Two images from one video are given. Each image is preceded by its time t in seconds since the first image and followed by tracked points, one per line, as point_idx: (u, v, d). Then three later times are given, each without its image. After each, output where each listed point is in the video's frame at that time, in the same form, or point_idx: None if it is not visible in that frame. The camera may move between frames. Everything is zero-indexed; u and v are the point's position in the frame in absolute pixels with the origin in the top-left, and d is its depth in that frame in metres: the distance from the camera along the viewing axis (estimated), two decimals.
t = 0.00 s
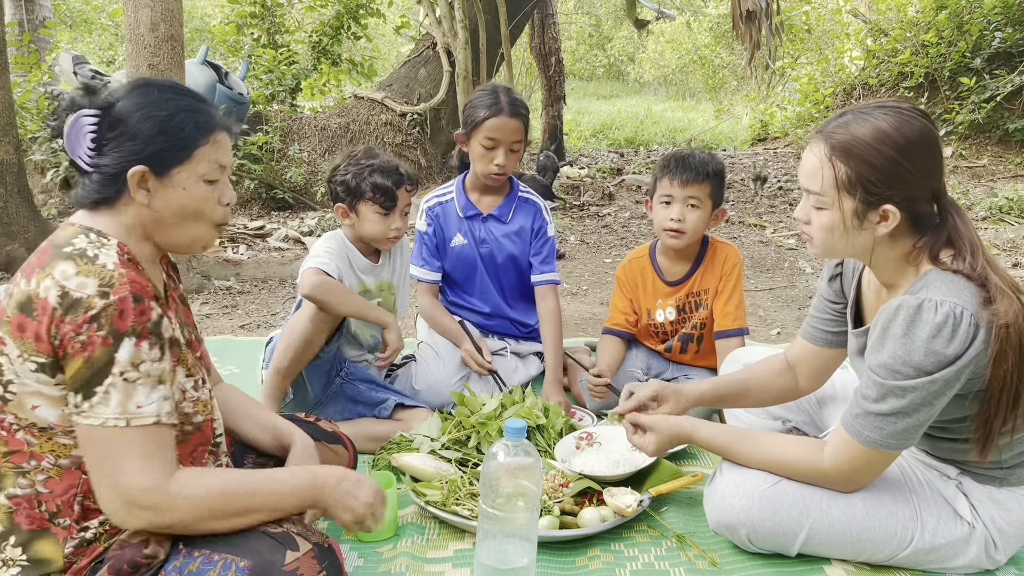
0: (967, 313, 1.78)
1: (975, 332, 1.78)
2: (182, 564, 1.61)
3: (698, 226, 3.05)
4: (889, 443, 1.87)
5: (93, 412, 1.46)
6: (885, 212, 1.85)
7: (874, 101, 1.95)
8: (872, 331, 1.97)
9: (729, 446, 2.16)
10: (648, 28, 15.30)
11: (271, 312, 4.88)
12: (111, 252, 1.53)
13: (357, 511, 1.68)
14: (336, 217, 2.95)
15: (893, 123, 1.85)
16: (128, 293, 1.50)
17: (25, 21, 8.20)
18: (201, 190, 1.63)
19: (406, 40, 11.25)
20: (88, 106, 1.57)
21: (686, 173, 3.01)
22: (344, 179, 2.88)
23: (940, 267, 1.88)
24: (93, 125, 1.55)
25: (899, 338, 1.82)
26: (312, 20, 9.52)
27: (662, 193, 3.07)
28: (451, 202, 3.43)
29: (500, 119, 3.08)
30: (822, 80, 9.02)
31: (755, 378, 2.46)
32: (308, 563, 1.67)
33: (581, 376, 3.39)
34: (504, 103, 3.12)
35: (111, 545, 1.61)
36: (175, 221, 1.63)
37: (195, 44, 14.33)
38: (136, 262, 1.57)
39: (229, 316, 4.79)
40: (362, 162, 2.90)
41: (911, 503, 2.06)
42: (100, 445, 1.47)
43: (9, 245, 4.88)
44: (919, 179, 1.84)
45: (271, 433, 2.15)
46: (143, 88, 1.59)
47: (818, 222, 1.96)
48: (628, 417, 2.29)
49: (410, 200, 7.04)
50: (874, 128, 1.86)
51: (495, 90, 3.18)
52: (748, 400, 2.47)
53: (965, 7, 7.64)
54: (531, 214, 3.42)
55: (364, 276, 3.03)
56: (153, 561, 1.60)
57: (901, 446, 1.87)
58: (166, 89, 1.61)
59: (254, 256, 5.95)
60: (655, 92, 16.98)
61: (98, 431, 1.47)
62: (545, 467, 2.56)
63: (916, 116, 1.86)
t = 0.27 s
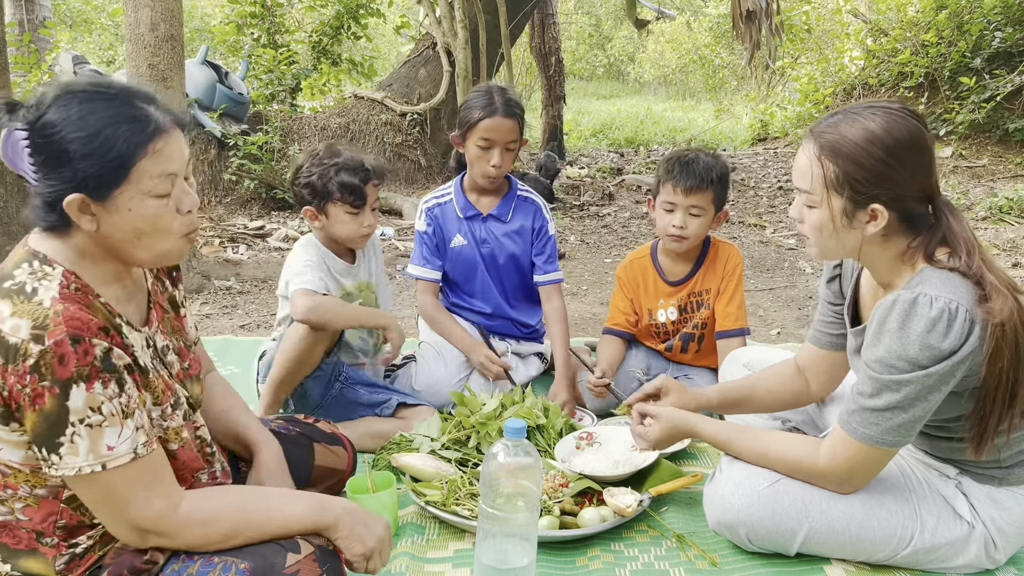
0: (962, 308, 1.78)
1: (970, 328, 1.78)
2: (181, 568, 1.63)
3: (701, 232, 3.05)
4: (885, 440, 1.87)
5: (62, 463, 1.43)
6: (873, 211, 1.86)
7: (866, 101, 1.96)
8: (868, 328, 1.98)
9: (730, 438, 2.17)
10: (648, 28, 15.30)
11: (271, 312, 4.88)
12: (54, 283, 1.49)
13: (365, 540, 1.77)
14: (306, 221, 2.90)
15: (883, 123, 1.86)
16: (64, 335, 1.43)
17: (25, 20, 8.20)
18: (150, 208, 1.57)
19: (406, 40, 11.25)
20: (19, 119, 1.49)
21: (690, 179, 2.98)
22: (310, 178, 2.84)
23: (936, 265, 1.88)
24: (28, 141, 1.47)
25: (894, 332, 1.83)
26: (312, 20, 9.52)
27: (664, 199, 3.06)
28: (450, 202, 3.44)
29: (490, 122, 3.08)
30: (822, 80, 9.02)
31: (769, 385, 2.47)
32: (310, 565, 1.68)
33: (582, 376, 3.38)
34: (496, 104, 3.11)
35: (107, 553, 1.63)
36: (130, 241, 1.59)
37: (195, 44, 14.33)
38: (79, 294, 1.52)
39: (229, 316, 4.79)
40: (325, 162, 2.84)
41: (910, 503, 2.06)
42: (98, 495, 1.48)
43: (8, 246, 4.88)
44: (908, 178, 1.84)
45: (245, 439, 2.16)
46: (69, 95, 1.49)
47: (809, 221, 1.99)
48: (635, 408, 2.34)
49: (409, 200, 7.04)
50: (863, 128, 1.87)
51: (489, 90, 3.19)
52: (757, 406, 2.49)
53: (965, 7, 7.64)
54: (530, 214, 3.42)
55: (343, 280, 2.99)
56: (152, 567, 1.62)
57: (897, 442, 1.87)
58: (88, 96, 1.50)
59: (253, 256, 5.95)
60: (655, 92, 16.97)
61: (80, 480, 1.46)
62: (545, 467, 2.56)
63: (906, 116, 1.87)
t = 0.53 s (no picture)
0: (959, 308, 1.78)
1: (967, 328, 1.78)
2: (187, 571, 1.62)
3: (695, 227, 3.05)
4: (884, 441, 1.86)
5: (73, 479, 1.44)
6: (870, 216, 1.86)
7: (857, 106, 1.97)
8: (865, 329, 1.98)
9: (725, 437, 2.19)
10: (648, 28, 15.30)
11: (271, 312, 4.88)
12: (55, 300, 1.49)
13: (374, 549, 1.81)
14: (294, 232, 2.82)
15: (876, 127, 1.86)
16: (60, 355, 1.43)
17: (25, 20, 8.19)
18: (148, 243, 1.51)
19: (406, 40, 11.24)
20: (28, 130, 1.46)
21: (682, 174, 3.01)
22: (298, 190, 2.78)
23: (930, 265, 1.88)
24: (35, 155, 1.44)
25: (892, 333, 1.83)
26: (312, 20, 9.52)
27: (658, 194, 3.08)
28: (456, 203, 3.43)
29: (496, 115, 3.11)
30: (822, 80, 9.01)
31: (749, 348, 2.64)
32: (315, 569, 1.69)
33: (580, 374, 3.36)
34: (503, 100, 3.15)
35: (106, 559, 1.66)
36: (128, 270, 1.55)
37: (195, 44, 14.32)
38: (80, 311, 1.52)
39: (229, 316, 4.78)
40: (314, 170, 2.79)
41: (910, 503, 2.06)
42: (111, 508, 1.49)
43: (8, 246, 4.88)
44: (904, 182, 1.84)
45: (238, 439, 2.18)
46: (83, 119, 1.44)
47: (807, 227, 1.99)
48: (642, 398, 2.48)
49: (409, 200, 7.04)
50: (856, 133, 1.87)
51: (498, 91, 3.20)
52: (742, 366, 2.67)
53: (965, 7, 7.65)
54: (536, 216, 3.45)
55: (326, 296, 2.94)
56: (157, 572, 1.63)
57: (895, 443, 1.86)
58: (94, 122, 1.44)
59: (253, 256, 5.95)
60: (655, 92, 16.96)
61: (91, 494, 1.46)
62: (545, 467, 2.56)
63: (898, 119, 1.87)
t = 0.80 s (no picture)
0: (963, 312, 1.77)
1: (972, 332, 1.77)
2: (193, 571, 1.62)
3: (686, 225, 3.05)
4: (886, 443, 1.86)
5: (83, 483, 1.44)
6: (883, 221, 1.86)
7: (866, 109, 1.96)
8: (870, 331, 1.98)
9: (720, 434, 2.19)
10: (648, 28, 15.30)
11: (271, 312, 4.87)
12: (60, 304, 1.49)
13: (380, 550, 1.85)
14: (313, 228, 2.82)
15: (886, 130, 1.86)
16: (67, 361, 1.42)
17: (25, 20, 8.19)
18: (149, 256, 1.51)
19: (406, 40, 11.25)
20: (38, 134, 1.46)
21: (672, 171, 3.02)
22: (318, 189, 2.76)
23: (936, 266, 1.88)
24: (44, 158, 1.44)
25: (895, 337, 1.83)
26: (312, 20, 9.51)
27: (651, 193, 3.08)
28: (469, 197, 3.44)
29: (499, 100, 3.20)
30: (822, 80, 9.00)
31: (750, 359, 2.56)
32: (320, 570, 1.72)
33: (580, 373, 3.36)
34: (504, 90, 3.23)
35: (109, 562, 1.63)
36: (127, 280, 1.54)
37: (194, 44, 14.32)
38: (86, 316, 1.52)
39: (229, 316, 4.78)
40: (335, 171, 2.76)
41: (911, 504, 2.05)
42: (121, 512, 1.50)
43: (8, 246, 4.88)
44: (916, 184, 1.85)
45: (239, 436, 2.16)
46: (95, 130, 1.43)
47: (814, 233, 1.97)
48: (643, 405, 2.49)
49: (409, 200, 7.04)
50: (867, 136, 1.87)
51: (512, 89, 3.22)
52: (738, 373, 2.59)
53: (965, 7, 7.64)
54: (549, 219, 3.44)
55: (342, 294, 2.89)
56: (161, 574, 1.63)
57: (898, 447, 1.86)
58: (103, 131, 1.43)
59: (254, 256, 5.95)
60: (655, 92, 16.96)
61: (100, 498, 1.47)
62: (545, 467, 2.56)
63: (908, 122, 1.87)
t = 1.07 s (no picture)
0: (952, 315, 1.78)
1: (961, 335, 1.78)
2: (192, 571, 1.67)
3: (705, 224, 3.08)
4: (878, 447, 1.86)
5: (83, 481, 1.45)
6: (862, 234, 1.85)
7: (838, 121, 1.94)
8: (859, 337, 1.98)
9: (707, 434, 2.19)
10: (648, 28, 15.30)
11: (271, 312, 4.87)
12: (58, 302, 1.48)
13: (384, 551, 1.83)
14: (312, 227, 2.82)
15: (859, 143, 1.85)
16: (66, 360, 1.42)
17: (25, 20, 8.19)
18: (140, 254, 1.50)
19: (406, 40, 11.24)
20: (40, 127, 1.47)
21: (700, 173, 3.00)
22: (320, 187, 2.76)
23: (918, 274, 1.88)
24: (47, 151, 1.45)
25: (884, 341, 1.83)
26: (311, 20, 9.51)
27: (672, 194, 3.06)
28: (478, 195, 3.43)
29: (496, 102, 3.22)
30: (822, 80, 9.00)
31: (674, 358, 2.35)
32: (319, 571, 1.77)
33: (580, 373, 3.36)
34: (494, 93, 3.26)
35: (110, 562, 1.65)
36: (121, 277, 1.53)
37: (195, 44, 14.33)
38: (84, 314, 1.52)
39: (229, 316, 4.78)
40: (334, 170, 2.76)
41: (909, 505, 2.05)
42: (122, 509, 1.52)
43: (8, 246, 4.88)
44: (892, 195, 1.84)
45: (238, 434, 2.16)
46: (94, 127, 1.44)
47: (794, 248, 1.94)
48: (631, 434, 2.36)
49: (408, 200, 7.04)
50: (841, 150, 1.85)
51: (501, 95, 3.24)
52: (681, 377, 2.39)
53: (965, 7, 7.64)
54: (556, 219, 3.45)
55: (345, 292, 2.88)
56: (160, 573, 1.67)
57: (889, 450, 1.86)
58: (101, 127, 1.44)
59: (254, 256, 5.95)
60: (655, 92, 16.96)
61: (101, 496, 1.48)
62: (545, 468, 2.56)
63: (881, 133, 1.86)
